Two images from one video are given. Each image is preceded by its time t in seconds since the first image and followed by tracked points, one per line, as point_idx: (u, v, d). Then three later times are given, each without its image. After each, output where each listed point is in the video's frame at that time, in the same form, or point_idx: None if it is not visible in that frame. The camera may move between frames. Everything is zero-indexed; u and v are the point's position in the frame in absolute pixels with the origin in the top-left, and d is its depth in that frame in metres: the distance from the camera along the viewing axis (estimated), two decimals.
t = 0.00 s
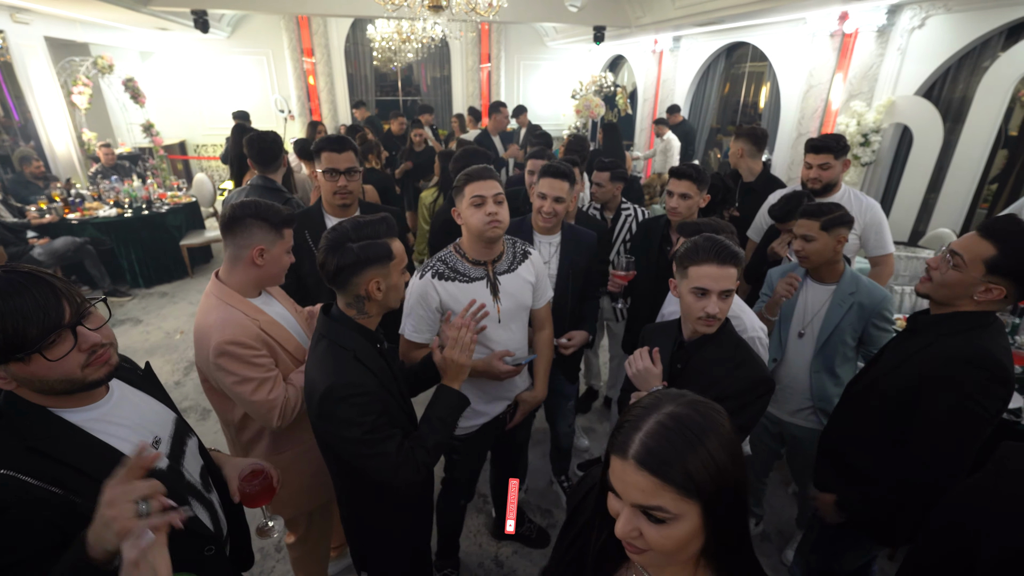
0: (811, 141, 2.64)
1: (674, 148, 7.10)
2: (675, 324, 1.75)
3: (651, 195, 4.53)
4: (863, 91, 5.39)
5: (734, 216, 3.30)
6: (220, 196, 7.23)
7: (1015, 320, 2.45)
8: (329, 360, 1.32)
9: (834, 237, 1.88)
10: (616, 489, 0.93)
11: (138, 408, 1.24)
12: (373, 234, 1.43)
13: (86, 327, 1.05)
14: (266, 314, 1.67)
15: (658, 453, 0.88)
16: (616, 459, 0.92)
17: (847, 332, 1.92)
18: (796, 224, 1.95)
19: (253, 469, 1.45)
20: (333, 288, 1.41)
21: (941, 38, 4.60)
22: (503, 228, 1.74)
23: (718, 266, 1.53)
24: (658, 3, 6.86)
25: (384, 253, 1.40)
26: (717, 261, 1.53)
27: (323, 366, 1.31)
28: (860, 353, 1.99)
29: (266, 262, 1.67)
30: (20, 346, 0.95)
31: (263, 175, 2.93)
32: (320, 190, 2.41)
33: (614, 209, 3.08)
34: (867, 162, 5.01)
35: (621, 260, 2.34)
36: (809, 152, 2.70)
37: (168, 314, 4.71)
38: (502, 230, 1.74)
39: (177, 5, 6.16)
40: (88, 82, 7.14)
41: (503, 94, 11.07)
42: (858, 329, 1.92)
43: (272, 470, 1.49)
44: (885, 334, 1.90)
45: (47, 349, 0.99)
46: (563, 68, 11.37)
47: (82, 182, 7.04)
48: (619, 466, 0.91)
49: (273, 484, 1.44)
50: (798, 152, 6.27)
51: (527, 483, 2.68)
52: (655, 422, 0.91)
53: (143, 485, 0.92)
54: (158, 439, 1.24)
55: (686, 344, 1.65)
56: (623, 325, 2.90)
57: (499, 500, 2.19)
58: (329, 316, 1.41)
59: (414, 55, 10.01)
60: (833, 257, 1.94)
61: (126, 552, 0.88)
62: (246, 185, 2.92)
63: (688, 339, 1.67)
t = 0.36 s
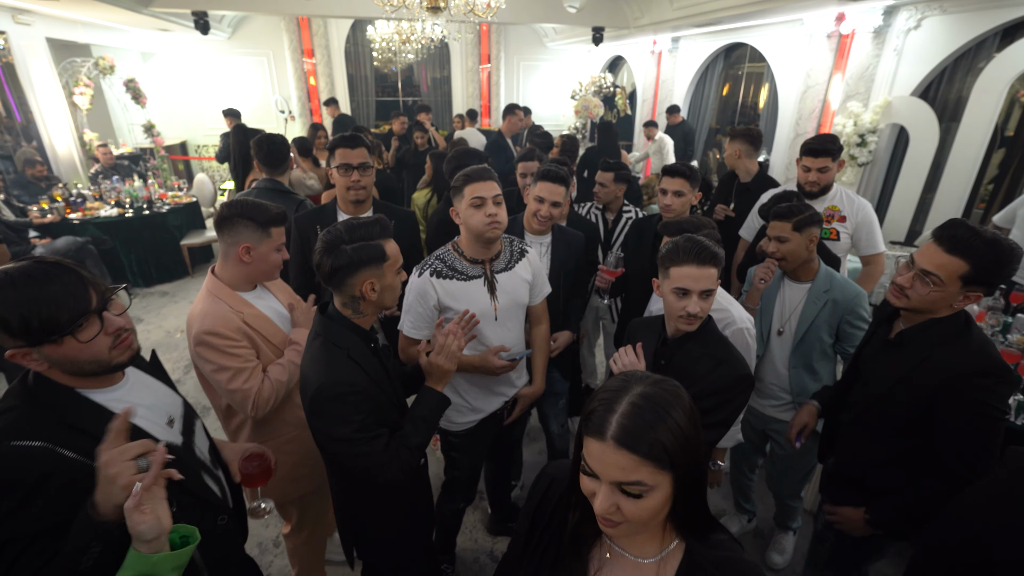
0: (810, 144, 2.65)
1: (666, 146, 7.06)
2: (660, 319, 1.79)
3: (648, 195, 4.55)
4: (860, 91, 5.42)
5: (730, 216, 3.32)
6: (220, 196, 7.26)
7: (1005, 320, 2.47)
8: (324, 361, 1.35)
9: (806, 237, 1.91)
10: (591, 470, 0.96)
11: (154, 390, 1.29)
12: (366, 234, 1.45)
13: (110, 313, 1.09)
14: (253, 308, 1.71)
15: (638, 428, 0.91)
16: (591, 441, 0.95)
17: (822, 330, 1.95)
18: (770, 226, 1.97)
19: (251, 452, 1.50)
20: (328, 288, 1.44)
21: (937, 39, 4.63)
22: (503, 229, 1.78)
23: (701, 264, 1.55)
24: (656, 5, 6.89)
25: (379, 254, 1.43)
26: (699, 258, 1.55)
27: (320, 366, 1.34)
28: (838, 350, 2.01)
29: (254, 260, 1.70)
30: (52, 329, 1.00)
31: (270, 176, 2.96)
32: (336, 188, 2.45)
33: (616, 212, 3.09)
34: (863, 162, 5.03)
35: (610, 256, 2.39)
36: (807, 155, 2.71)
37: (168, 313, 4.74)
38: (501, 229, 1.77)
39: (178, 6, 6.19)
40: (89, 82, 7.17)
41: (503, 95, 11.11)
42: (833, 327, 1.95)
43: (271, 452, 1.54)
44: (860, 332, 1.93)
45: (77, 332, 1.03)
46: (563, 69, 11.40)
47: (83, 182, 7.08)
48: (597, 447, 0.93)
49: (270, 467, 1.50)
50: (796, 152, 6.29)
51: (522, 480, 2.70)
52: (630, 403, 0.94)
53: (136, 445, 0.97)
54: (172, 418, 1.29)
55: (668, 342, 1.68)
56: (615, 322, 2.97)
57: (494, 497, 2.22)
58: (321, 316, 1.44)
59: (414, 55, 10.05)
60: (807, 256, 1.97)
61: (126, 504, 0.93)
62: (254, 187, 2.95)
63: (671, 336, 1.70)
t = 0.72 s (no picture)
0: (817, 144, 2.65)
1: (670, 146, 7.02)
2: (671, 319, 1.81)
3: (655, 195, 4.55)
4: (868, 91, 5.41)
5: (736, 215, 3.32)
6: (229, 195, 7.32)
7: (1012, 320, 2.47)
8: (354, 366, 1.34)
9: (841, 241, 1.90)
10: (600, 462, 0.97)
11: (194, 358, 1.37)
12: (387, 237, 1.42)
13: (155, 285, 1.21)
14: (264, 289, 1.76)
15: (652, 415, 0.94)
16: (600, 432, 0.96)
17: (840, 334, 1.98)
18: (803, 228, 1.94)
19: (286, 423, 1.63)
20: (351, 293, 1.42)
21: (945, 38, 4.61)
22: (495, 229, 1.80)
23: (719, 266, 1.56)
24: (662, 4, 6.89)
25: (409, 261, 1.42)
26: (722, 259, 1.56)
27: (359, 379, 1.32)
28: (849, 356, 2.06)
29: (266, 243, 1.75)
30: (105, 293, 1.13)
31: (279, 174, 2.99)
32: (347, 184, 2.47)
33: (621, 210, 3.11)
34: (870, 162, 5.01)
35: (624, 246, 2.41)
36: (814, 155, 2.71)
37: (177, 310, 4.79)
38: (494, 229, 1.80)
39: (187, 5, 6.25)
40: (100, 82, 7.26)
41: (509, 95, 11.13)
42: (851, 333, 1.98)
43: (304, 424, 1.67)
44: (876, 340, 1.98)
45: (125, 299, 1.15)
46: (569, 69, 11.41)
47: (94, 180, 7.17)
48: (608, 438, 0.95)
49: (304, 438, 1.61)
50: (803, 152, 6.28)
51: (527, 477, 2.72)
52: (639, 393, 0.96)
53: (155, 410, 1.01)
54: (208, 385, 1.37)
55: (680, 341, 1.69)
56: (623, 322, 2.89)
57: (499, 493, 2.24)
58: (346, 324, 1.42)
59: (420, 55, 10.08)
60: (836, 260, 1.96)
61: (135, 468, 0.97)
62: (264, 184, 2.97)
63: (682, 334, 1.72)
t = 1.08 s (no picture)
0: (823, 142, 2.61)
1: (680, 146, 6.98)
2: (685, 323, 1.80)
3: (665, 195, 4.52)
4: (880, 91, 5.35)
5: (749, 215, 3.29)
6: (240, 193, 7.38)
7: None
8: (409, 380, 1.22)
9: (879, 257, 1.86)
10: (618, 471, 0.97)
11: (223, 351, 1.39)
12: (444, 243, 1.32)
13: (172, 288, 1.21)
14: (270, 282, 1.79)
15: (663, 423, 0.94)
16: (614, 439, 0.96)
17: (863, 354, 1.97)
18: (842, 239, 1.88)
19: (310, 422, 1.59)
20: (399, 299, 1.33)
21: (959, 38, 4.55)
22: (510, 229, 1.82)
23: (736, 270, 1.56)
24: (672, 4, 6.86)
25: (473, 274, 1.31)
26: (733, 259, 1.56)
27: (432, 397, 1.19)
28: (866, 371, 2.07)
29: (268, 236, 1.78)
30: (122, 288, 1.17)
31: (281, 173, 3.02)
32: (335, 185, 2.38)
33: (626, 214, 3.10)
34: (883, 163, 4.97)
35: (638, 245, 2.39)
36: (820, 153, 2.68)
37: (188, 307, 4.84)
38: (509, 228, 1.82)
39: (200, 6, 6.30)
40: (113, 82, 7.35)
41: (518, 95, 11.13)
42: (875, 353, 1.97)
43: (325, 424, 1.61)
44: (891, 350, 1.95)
45: (139, 296, 1.18)
46: (578, 68, 11.39)
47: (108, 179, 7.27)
48: (620, 445, 0.95)
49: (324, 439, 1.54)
50: (814, 153, 6.23)
51: (535, 477, 2.72)
52: (650, 399, 0.96)
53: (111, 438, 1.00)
54: (229, 380, 1.37)
55: (692, 345, 1.69)
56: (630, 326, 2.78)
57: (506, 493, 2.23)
58: (395, 335, 1.30)
59: (429, 55, 10.11)
60: (870, 276, 1.93)
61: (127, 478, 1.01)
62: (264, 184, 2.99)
63: (694, 339, 1.71)
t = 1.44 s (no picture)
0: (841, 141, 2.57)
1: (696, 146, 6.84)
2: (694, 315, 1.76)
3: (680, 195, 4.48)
4: (901, 90, 5.27)
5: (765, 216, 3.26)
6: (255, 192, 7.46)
7: None
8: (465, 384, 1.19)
9: (877, 253, 1.85)
10: (690, 475, 0.93)
11: (247, 345, 1.41)
12: (512, 258, 1.31)
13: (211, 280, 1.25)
14: (285, 276, 1.81)
15: (747, 432, 0.89)
16: (689, 440, 0.93)
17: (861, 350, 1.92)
18: (839, 236, 1.90)
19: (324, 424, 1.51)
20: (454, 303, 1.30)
21: (983, 36, 4.47)
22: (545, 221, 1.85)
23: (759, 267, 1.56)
24: (687, 3, 6.82)
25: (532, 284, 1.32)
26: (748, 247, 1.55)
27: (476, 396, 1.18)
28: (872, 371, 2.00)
29: (277, 226, 1.79)
30: (163, 278, 1.20)
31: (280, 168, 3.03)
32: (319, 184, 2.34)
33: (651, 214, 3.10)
34: (903, 164, 4.90)
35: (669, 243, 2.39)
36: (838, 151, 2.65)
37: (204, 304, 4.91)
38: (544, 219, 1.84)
39: (218, 6, 6.38)
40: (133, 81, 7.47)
41: (531, 95, 11.13)
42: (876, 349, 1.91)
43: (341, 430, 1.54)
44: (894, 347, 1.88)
45: (180, 287, 1.21)
46: (592, 68, 11.36)
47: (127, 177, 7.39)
48: (696, 447, 0.91)
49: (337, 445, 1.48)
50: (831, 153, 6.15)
51: (546, 477, 2.71)
52: (735, 406, 0.92)
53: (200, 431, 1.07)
54: (252, 374, 1.40)
55: (702, 341, 1.68)
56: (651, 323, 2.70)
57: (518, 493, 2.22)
58: (449, 336, 1.25)
59: (443, 55, 10.15)
60: (872, 272, 1.91)
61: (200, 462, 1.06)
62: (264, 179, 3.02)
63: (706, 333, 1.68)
